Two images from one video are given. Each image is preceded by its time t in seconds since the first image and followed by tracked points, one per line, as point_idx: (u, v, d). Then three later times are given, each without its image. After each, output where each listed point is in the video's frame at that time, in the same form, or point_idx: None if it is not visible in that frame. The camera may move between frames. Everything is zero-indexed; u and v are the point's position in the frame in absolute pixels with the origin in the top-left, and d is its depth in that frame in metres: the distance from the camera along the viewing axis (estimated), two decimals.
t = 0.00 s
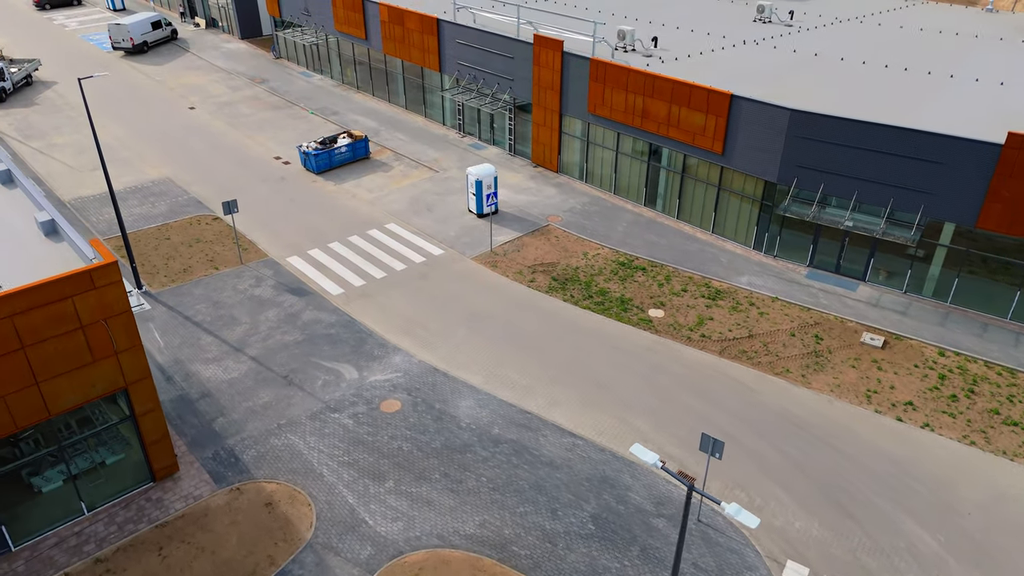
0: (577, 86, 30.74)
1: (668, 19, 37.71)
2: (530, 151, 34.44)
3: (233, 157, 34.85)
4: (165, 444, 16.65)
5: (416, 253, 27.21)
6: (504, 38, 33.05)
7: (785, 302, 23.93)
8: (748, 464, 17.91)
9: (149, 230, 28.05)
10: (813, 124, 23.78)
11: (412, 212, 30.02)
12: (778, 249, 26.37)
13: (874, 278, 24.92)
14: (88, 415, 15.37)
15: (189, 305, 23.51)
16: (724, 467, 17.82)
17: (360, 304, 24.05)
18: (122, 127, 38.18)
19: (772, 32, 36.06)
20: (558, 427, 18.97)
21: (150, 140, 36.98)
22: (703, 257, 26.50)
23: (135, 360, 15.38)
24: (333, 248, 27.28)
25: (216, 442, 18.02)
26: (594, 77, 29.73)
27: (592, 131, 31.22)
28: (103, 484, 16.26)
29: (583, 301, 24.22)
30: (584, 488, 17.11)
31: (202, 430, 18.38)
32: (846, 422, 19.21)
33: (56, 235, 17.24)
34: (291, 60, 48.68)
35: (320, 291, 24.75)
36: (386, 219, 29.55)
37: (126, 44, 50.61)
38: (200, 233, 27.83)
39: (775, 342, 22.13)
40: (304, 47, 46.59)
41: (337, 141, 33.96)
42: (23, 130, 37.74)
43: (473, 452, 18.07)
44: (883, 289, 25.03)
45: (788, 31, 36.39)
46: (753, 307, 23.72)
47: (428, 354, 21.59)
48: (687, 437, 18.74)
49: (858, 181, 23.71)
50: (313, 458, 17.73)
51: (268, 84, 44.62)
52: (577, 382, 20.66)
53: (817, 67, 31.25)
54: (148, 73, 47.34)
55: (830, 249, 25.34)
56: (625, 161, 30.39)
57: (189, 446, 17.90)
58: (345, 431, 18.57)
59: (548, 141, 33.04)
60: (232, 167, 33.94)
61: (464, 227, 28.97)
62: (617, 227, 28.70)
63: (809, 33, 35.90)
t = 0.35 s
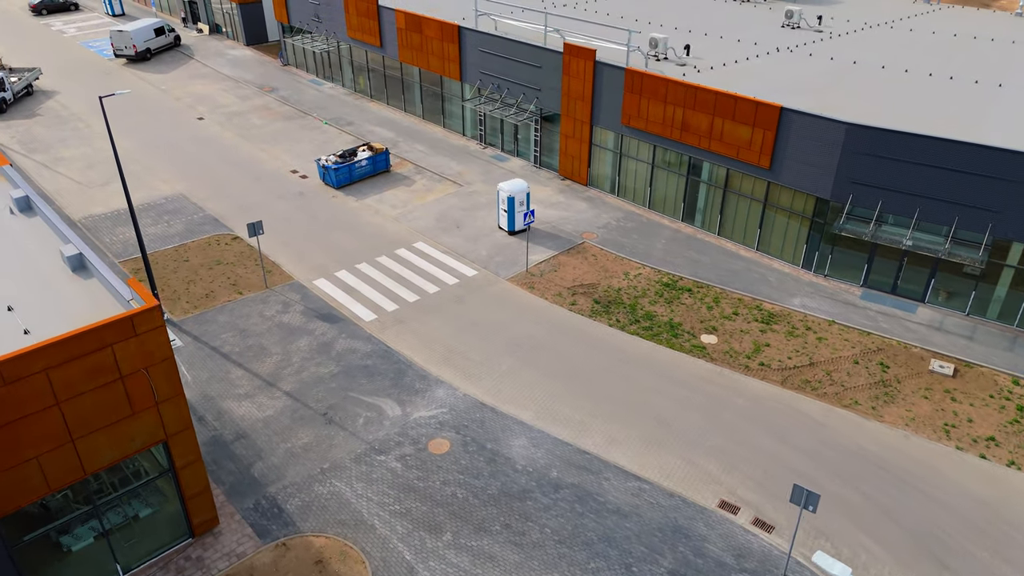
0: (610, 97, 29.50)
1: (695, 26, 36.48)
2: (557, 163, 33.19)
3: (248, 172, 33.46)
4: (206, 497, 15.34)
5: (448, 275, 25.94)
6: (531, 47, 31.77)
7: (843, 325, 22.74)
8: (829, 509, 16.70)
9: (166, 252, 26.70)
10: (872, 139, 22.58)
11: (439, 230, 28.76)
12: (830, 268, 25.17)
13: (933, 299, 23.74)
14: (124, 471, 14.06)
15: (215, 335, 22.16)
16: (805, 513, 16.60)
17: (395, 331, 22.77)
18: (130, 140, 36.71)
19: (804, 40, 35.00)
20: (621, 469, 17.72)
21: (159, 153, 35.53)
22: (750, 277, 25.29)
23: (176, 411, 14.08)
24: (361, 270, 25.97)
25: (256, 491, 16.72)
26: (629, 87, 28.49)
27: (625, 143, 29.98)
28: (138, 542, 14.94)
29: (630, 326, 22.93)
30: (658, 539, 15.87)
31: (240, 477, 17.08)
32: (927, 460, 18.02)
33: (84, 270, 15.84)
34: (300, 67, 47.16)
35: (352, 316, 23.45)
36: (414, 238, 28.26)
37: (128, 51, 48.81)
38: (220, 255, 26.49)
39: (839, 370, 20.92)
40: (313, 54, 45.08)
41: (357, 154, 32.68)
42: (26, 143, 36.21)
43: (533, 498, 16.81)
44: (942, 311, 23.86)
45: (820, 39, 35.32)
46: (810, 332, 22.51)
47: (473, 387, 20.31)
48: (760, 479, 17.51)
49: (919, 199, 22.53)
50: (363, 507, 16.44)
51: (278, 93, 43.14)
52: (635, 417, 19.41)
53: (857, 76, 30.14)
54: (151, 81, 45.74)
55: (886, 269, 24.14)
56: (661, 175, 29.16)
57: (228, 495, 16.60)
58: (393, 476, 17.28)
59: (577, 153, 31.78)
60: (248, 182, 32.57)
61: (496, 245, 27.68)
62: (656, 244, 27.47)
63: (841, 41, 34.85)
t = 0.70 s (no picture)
0: (647, 108, 28.26)
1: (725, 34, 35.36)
2: (587, 175, 31.95)
3: (265, 186, 32.07)
4: (256, 559, 14.05)
5: (485, 297, 24.65)
6: (559, 55, 30.47)
7: (908, 351, 21.56)
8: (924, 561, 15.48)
9: (186, 274, 25.33)
10: (938, 155, 21.39)
11: (471, 249, 27.47)
12: (887, 289, 23.98)
13: (999, 322, 22.60)
14: (171, 537, 12.74)
15: (245, 367, 20.83)
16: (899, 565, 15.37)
17: (436, 361, 21.48)
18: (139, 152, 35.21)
19: (839, 47, 33.89)
20: (694, 516, 16.48)
21: (170, 166, 34.09)
22: (803, 299, 24.08)
23: (228, 470, 12.79)
24: (393, 293, 24.66)
25: (305, 546, 15.44)
26: (668, 98, 27.24)
27: (663, 156, 28.75)
28: None
29: (684, 354, 21.68)
30: None
31: (287, 530, 15.79)
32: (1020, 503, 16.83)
33: (120, 310, 14.51)
34: (310, 74, 45.75)
35: (388, 345, 22.18)
36: (445, 257, 26.99)
37: (131, 59, 46.88)
38: (243, 277, 25.16)
39: (911, 402, 19.73)
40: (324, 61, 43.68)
41: (379, 168, 31.43)
42: (31, 156, 34.68)
43: (605, 552, 15.54)
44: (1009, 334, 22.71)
45: (854, 45, 34.20)
46: (875, 358, 21.31)
47: (526, 424, 19.03)
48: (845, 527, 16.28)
49: (988, 218, 21.37)
50: (422, 564, 15.16)
51: (289, 101, 41.70)
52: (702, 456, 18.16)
53: (902, 84, 28.98)
54: (157, 89, 44.16)
55: (949, 290, 22.98)
56: (701, 190, 27.94)
57: (275, 552, 15.30)
58: (451, 527, 16.00)
59: (610, 166, 30.55)
60: (266, 198, 31.20)
61: (532, 264, 26.39)
62: (700, 262, 26.24)
63: (878, 47, 33.74)
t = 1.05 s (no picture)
0: (689, 120, 27.03)
1: (757, 41, 34.27)
2: (621, 188, 30.72)
3: (285, 203, 30.69)
4: None
5: (527, 321, 23.38)
6: (593, 65, 29.23)
7: (983, 380, 20.40)
8: None
9: (211, 299, 24.04)
10: (1013, 174, 20.20)
11: (506, 268, 26.17)
12: (951, 311, 22.84)
13: None
14: None
15: (282, 404, 19.49)
16: None
17: (484, 394, 20.20)
18: (150, 164, 33.69)
19: (877, 54, 32.76)
20: (782, 571, 15.23)
21: (184, 180, 32.66)
22: (863, 322, 22.88)
23: (295, 541, 11.52)
24: (430, 319, 23.36)
25: None
26: (713, 110, 26.01)
27: (704, 170, 27.52)
28: None
29: (745, 384, 20.44)
30: None
31: None
32: None
33: (166, 359, 13.03)
34: (320, 82, 44.37)
35: (431, 376, 20.89)
36: (480, 278, 25.71)
37: (136, 67, 45.02)
38: (272, 302, 23.90)
39: (994, 437, 18.55)
40: (336, 69, 42.43)
41: (405, 183, 30.19)
42: (37, 170, 33.10)
43: None
44: None
45: (892, 52, 33.10)
46: (949, 388, 20.13)
47: (588, 466, 17.76)
48: None
49: None
50: None
51: (302, 110, 40.31)
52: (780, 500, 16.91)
53: (951, 93, 27.83)
54: (163, 97, 42.59)
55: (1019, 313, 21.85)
56: (746, 206, 26.74)
57: None
58: None
59: (646, 180, 29.32)
60: (286, 215, 29.84)
61: (573, 285, 25.09)
62: (749, 282, 25.02)
63: (916, 54, 32.63)
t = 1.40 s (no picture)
0: (735, 132, 25.80)
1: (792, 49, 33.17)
2: (659, 203, 29.48)
3: (307, 221, 29.33)
4: None
5: (576, 349, 22.04)
6: (629, 75, 27.96)
7: None
8: None
9: (239, 327, 22.68)
10: None
11: (547, 290, 24.88)
12: None
13: None
14: None
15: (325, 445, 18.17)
16: None
17: (539, 431, 18.91)
18: (164, 179, 32.21)
19: (918, 61, 31.65)
20: None
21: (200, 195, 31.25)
22: (931, 347, 21.70)
23: None
24: (473, 346, 22.05)
25: None
26: (762, 123, 24.77)
27: (751, 184, 26.28)
28: None
29: (817, 418, 19.20)
30: None
31: None
32: None
33: (225, 417, 11.86)
34: (333, 90, 43.02)
35: (481, 411, 19.59)
36: (520, 301, 24.42)
37: (142, 76, 43.39)
38: (304, 331, 22.54)
39: None
40: (350, 77, 41.11)
41: (434, 199, 28.92)
42: (45, 186, 31.57)
43: None
44: None
45: (934, 59, 31.99)
46: None
47: (662, 513, 16.50)
48: None
49: None
50: None
51: (316, 121, 38.95)
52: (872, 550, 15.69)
53: (1006, 103, 26.70)
54: (171, 107, 41.05)
55: None
56: (796, 222, 25.53)
57: None
58: None
59: (686, 194, 28.08)
60: (310, 233, 28.50)
61: (619, 308, 23.80)
62: (804, 304, 23.80)
63: (959, 61, 31.53)
